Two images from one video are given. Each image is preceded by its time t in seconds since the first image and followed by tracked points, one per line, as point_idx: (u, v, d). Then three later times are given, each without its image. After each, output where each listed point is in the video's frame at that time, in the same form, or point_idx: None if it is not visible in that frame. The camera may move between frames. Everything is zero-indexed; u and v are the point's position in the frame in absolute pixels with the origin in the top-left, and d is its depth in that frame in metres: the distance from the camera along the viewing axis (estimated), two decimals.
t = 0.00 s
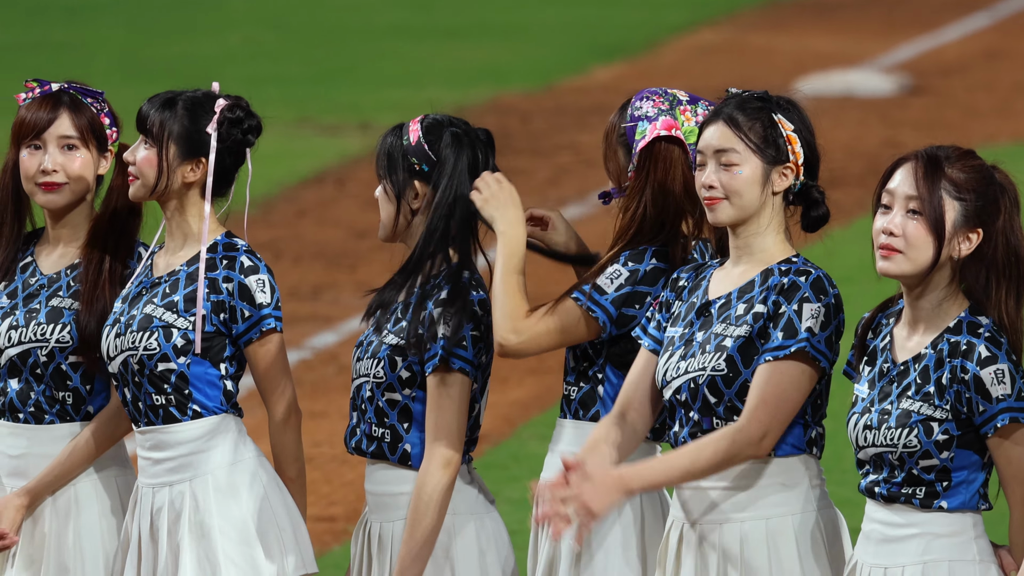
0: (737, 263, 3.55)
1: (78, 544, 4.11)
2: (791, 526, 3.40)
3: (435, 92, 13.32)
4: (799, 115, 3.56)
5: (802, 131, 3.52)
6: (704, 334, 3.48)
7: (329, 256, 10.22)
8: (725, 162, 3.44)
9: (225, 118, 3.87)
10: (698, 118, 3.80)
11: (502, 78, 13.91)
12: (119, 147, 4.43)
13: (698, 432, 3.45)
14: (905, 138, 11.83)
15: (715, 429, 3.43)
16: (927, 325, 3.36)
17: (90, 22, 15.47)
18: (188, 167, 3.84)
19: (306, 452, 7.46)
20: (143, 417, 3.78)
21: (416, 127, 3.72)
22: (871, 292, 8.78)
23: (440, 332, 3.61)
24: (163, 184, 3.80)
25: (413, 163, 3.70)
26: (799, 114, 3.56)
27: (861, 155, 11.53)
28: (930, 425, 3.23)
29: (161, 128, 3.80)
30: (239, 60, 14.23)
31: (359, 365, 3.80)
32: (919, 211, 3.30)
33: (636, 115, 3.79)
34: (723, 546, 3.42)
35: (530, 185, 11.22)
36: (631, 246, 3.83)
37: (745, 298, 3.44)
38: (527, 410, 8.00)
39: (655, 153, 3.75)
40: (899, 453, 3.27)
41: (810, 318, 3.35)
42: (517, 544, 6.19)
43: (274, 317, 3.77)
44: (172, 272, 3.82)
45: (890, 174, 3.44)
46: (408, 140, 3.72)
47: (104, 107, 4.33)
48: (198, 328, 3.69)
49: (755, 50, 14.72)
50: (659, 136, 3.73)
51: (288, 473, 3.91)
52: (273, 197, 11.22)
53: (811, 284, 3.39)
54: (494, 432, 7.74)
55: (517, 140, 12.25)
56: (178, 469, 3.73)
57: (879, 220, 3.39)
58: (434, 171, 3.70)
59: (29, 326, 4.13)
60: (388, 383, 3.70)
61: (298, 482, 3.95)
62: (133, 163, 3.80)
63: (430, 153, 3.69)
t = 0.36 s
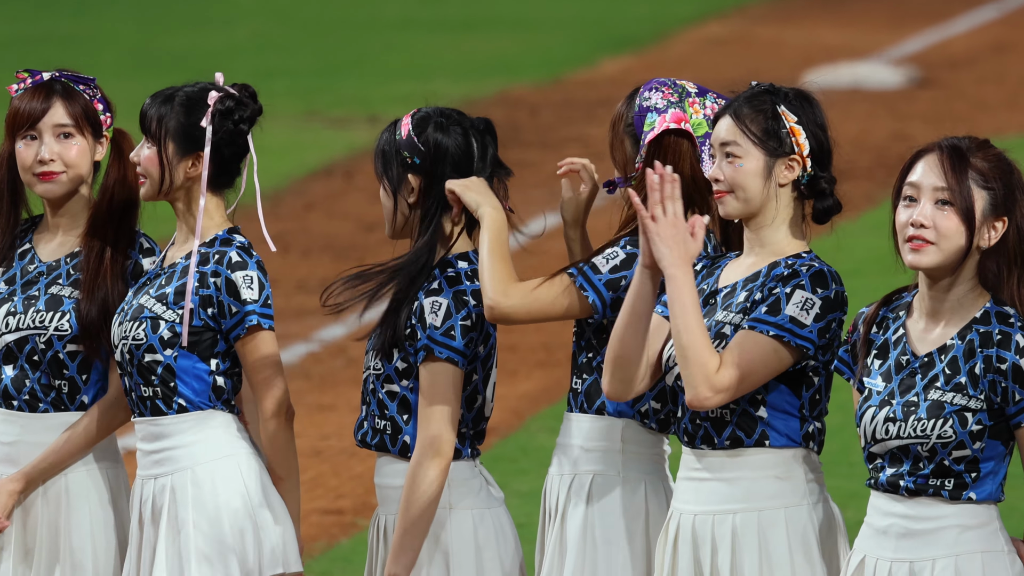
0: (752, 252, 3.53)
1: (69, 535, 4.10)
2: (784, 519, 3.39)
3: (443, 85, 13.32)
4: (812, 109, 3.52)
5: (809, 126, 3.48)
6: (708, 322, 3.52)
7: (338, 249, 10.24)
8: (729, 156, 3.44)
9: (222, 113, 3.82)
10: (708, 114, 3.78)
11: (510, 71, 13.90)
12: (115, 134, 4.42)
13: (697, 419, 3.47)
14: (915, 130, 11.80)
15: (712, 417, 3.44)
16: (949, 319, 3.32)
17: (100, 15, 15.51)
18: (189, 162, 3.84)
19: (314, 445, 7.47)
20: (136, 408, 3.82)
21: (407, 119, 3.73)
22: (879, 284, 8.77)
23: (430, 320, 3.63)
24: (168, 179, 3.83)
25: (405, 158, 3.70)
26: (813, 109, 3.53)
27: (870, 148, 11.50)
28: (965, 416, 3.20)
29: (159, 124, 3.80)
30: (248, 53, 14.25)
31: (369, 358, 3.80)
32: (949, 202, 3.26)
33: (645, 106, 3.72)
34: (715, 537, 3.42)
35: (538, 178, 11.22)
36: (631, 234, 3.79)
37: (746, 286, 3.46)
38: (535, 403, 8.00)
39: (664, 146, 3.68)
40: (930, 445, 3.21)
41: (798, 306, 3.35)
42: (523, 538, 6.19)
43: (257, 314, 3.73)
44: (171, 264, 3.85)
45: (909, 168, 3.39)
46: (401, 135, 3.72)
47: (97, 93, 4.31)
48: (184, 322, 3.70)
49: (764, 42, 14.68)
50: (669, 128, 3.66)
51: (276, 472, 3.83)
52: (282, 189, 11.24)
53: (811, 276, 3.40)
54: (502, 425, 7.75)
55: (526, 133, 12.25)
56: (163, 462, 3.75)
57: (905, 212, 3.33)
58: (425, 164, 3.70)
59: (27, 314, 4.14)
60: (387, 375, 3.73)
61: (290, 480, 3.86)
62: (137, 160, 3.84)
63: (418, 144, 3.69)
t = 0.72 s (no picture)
0: (755, 251, 3.53)
1: (55, 530, 4.10)
2: (783, 516, 3.39)
3: (446, 82, 13.32)
4: (818, 109, 3.51)
5: (814, 123, 3.47)
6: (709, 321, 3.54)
7: (340, 245, 10.25)
8: (732, 150, 3.45)
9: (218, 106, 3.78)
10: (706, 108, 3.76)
11: (513, 68, 13.89)
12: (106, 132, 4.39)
13: (697, 417, 3.48)
14: (918, 128, 11.79)
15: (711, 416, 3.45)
16: (962, 317, 3.31)
17: (102, 13, 15.52)
18: (183, 162, 3.81)
19: (318, 442, 7.48)
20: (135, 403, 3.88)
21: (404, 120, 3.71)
22: (883, 281, 8.77)
23: (435, 316, 3.63)
24: (167, 184, 3.84)
25: (405, 155, 3.69)
26: (819, 108, 3.51)
27: (872, 145, 11.49)
28: (985, 414, 3.18)
29: (152, 128, 3.81)
30: (250, 50, 14.25)
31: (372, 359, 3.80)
32: (977, 195, 3.26)
33: (644, 100, 3.71)
34: (717, 536, 3.42)
35: (541, 175, 11.22)
36: (627, 230, 3.78)
37: (749, 285, 3.46)
38: (538, 400, 8.01)
39: (663, 144, 3.70)
40: (952, 444, 3.18)
41: (801, 305, 3.35)
42: (525, 535, 6.20)
43: (236, 317, 3.69)
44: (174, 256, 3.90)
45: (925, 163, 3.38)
46: (399, 132, 3.71)
47: (88, 91, 4.28)
48: (174, 322, 3.70)
49: (766, 39, 14.67)
50: (668, 125, 3.68)
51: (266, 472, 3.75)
52: (284, 186, 11.24)
53: (813, 274, 3.40)
54: (505, 421, 7.76)
55: (528, 130, 12.25)
56: (155, 458, 3.79)
57: (927, 207, 3.30)
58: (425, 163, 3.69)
59: (15, 312, 4.13)
60: (391, 372, 3.73)
61: (279, 479, 3.77)
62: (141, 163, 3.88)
63: (416, 142, 3.68)
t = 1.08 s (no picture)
0: (756, 251, 3.52)
1: (49, 531, 4.10)
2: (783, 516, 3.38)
3: (447, 81, 13.31)
4: (819, 107, 3.50)
5: (816, 122, 3.46)
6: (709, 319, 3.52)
7: (341, 244, 10.25)
8: (735, 151, 3.45)
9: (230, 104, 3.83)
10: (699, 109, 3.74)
11: (513, 67, 13.89)
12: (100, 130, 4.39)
13: (697, 416, 3.48)
14: (918, 127, 11.78)
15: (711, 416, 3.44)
16: (963, 311, 3.29)
17: (103, 12, 15.53)
18: (191, 159, 3.83)
19: (318, 441, 7.48)
20: (142, 406, 3.82)
21: (415, 118, 3.73)
22: (883, 280, 8.76)
23: (446, 316, 3.65)
24: (169, 177, 3.82)
25: (414, 154, 3.71)
26: (820, 107, 3.50)
27: (873, 145, 11.48)
28: (981, 410, 3.15)
29: (163, 121, 3.80)
30: (251, 49, 14.25)
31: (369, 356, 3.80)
32: (986, 193, 3.25)
33: (637, 101, 3.70)
34: (717, 536, 3.42)
35: (542, 174, 11.22)
36: (614, 224, 3.76)
37: (752, 286, 3.45)
38: (538, 399, 8.01)
39: (655, 145, 3.68)
40: (948, 440, 3.17)
41: (806, 306, 3.34)
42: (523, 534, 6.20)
43: (266, 313, 3.71)
44: (177, 263, 3.84)
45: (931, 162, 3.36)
46: (407, 130, 3.73)
47: (82, 90, 4.29)
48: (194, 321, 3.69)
49: (767, 39, 14.66)
50: (659, 127, 3.66)
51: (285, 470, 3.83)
52: (285, 185, 11.24)
53: (817, 273, 3.39)
54: (505, 420, 7.76)
55: (529, 130, 12.25)
56: (172, 460, 3.74)
57: (934, 204, 3.28)
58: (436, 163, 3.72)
59: (11, 312, 4.14)
60: (397, 371, 3.72)
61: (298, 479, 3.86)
62: (140, 155, 3.85)
63: (428, 141, 3.71)
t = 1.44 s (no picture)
0: (758, 250, 3.52)
1: (52, 530, 4.11)
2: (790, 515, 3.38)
3: (447, 79, 13.31)
4: (816, 106, 3.49)
5: (812, 120, 3.45)
6: (714, 319, 3.47)
7: (342, 243, 10.26)
8: (732, 152, 3.45)
9: (258, 92, 3.93)
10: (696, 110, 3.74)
11: (514, 66, 13.88)
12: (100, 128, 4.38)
13: (702, 417, 3.46)
14: (919, 126, 11.78)
15: (717, 416, 3.43)
16: (966, 311, 3.29)
17: (103, 11, 15.52)
18: (231, 149, 3.88)
19: (320, 440, 7.49)
20: (172, 401, 3.75)
21: (430, 117, 3.74)
22: (884, 280, 8.77)
23: (455, 315, 3.65)
24: (214, 170, 3.84)
25: (429, 151, 3.73)
26: (817, 106, 3.49)
27: (873, 144, 11.48)
28: (987, 408, 3.16)
29: (201, 120, 3.80)
30: (252, 47, 14.24)
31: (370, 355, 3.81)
32: (999, 198, 3.24)
33: (633, 102, 3.72)
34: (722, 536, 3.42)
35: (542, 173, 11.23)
36: (612, 224, 3.76)
37: (756, 286, 3.42)
38: (539, 398, 8.01)
39: (652, 146, 3.68)
40: (953, 439, 3.17)
41: (824, 310, 3.31)
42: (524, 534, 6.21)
43: (317, 301, 3.87)
44: (207, 255, 3.82)
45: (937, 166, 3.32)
46: (423, 127, 3.73)
47: (80, 89, 4.29)
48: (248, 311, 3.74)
49: (767, 37, 14.66)
50: (657, 129, 3.66)
51: (303, 459, 3.97)
52: (285, 184, 11.24)
53: (822, 277, 3.34)
54: (506, 419, 7.76)
55: (529, 128, 12.26)
56: (210, 454, 3.73)
57: (948, 209, 3.25)
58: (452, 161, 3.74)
59: (12, 310, 4.14)
60: (400, 369, 3.73)
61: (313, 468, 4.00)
62: (173, 157, 3.79)
63: (445, 140, 3.72)
